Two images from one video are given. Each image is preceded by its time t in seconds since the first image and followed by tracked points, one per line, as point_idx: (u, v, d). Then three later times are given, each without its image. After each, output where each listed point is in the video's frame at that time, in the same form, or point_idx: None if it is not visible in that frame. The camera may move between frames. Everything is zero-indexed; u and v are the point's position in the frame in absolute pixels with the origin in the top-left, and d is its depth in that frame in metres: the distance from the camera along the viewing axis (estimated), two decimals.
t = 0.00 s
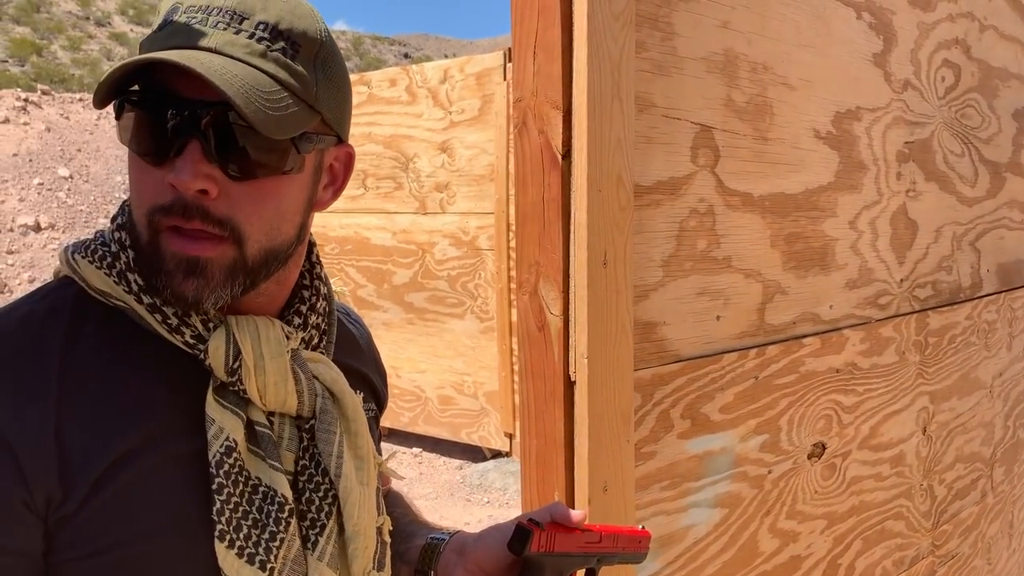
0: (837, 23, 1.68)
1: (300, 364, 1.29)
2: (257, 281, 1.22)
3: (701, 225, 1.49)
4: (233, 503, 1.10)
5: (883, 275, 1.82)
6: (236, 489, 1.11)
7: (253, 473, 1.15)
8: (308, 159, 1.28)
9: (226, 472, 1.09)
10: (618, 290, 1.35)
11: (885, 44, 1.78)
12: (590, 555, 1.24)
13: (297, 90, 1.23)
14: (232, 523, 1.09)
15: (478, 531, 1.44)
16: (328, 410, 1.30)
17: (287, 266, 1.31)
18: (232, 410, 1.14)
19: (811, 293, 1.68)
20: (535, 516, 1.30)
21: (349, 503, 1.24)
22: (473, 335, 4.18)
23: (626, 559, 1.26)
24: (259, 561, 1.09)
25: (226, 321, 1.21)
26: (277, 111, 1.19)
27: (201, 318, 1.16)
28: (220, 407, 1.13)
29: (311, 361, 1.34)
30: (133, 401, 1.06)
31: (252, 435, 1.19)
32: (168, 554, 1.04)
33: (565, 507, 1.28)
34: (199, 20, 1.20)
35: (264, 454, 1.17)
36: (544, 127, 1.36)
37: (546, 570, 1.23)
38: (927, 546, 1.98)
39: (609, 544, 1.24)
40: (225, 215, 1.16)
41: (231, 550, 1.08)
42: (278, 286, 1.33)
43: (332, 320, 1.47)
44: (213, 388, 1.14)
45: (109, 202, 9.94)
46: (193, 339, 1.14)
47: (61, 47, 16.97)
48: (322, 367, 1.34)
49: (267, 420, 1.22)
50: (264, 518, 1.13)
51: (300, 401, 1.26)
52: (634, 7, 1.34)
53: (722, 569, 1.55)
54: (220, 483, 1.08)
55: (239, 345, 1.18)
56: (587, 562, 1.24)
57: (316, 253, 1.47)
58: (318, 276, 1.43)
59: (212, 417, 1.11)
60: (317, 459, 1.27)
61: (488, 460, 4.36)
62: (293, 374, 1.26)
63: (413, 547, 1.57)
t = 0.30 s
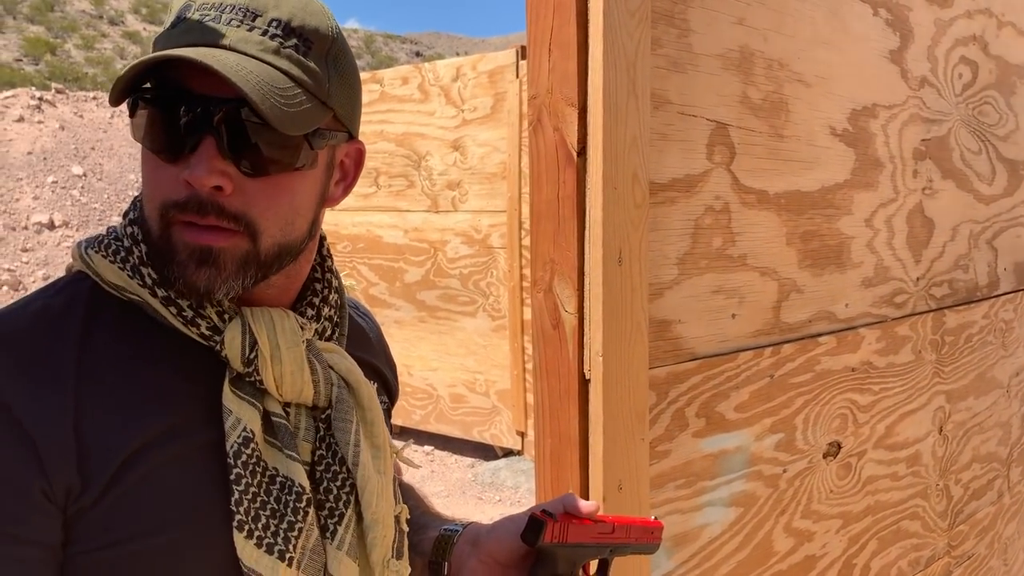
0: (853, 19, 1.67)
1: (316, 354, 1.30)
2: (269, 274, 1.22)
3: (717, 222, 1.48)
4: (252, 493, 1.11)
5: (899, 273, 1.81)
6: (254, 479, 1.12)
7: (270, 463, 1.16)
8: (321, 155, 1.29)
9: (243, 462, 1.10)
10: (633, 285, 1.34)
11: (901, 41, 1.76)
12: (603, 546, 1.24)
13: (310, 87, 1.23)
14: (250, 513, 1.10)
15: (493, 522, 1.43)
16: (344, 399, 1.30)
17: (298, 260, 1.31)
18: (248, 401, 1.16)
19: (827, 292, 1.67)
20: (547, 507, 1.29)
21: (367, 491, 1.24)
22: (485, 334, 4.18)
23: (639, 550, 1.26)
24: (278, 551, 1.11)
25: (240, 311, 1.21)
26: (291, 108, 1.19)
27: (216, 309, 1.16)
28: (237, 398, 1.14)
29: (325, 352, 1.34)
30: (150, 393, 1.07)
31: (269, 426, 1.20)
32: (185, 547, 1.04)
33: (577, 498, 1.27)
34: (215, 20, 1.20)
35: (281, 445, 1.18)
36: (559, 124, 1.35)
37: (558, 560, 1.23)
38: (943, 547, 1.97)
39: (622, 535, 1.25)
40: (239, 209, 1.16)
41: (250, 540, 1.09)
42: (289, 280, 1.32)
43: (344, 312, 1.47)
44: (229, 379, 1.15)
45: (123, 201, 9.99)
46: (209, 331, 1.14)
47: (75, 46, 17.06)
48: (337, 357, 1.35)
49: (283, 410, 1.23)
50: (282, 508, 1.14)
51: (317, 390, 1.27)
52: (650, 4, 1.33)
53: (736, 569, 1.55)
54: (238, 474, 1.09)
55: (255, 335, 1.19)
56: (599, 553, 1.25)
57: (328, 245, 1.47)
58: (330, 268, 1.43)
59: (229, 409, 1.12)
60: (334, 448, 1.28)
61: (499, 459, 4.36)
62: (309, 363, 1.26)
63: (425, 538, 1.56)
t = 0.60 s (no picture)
0: (867, 17, 1.66)
1: (334, 347, 1.31)
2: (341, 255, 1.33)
3: (730, 220, 1.47)
4: (274, 488, 1.11)
5: (912, 272, 1.80)
6: (276, 473, 1.12)
7: (290, 457, 1.17)
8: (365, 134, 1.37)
9: (266, 456, 1.11)
10: (646, 284, 1.34)
11: (915, 39, 1.75)
12: (609, 546, 1.23)
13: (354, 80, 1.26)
14: (274, 506, 1.11)
15: (501, 517, 1.43)
16: (362, 392, 1.32)
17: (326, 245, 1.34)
18: (269, 395, 1.16)
19: (839, 290, 1.66)
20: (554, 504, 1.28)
21: (385, 483, 1.26)
22: (495, 332, 4.18)
23: (646, 550, 1.24)
24: (301, 543, 1.12)
25: (258, 307, 1.22)
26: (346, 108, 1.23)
27: (236, 306, 1.17)
28: (257, 393, 1.14)
29: (343, 345, 1.36)
30: (164, 392, 1.07)
31: (287, 420, 1.20)
32: (201, 546, 1.06)
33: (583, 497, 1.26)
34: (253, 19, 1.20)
35: (300, 439, 1.19)
36: (572, 122, 1.35)
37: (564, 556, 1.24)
38: (956, 547, 1.96)
39: (629, 535, 1.23)
40: (328, 204, 1.26)
41: (274, 533, 1.10)
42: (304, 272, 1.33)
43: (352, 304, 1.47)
44: (249, 375, 1.16)
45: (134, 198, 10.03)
46: (229, 328, 1.15)
47: (87, 45, 17.14)
48: (353, 350, 1.35)
49: (300, 404, 1.23)
50: (304, 501, 1.15)
51: (335, 384, 1.28)
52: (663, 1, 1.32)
53: (748, 568, 1.54)
54: (261, 467, 1.10)
55: (275, 332, 1.20)
56: (606, 552, 1.24)
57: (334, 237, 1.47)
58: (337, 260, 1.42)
59: (251, 403, 1.13)
60: (351, 441, 1.28)
61: (509, 457, 4.36)
62: (328, 357, 1.27)
63: (432, 533, 1.56)
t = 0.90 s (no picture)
0: (883, 17, 1.65)
1: (367, 350, 1.35)
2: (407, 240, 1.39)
3: (745, 221, 1.47)
4: (316, 490, 1.12)
5: (927, 274, 1.79)
6: (318, 474, 1.13)
7: (327, 459, 1.18)
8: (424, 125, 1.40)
9: (310, 457, 1.12)
10: (662, 283, 1.33)
11: (931, 40, 1.75)
12: (624, 539, 1.22)
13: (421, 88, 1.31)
14: (317, 508, 1.11)
15: (518, 511, 1.44)
16: (394, 393, 1.36)
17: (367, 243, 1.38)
18: (306, 397, 1.17)
19: (854, 292, 1.65)
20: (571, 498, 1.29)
21: (418, 480, 1.29)
22: (505, 332, 4.18)
23: (659, 544, 1.23)
24: (343, 544, 1.13)
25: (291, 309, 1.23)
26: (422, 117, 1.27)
27: (276, 311, 1.17)
28: (297, 395, 1.15)
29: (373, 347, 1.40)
30: (197, 395, 1.07)
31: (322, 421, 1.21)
32: (235, 549, 1.05)
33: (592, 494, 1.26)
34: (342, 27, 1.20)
35: (336, 440, 1.20)
36: (587, 123, 1.34)
37: (583, 552, 1.24)
38: (970, 550, 1.96)
39: (643, 528, 1.22)
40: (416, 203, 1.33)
41: (318, 534, 1.10)
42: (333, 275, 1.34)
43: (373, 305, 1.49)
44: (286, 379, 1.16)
45: (145, 196, 10.07)
46: (269, 332, 1.15)
47: (98, 43, 17.23)
48: (383, 353, 1.40)
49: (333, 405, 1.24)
50: (344, 501, 1.16)
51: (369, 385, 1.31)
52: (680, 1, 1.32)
53: (762, 570, 1.54)
54: (305, 469, 1.10)
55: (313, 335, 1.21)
56: (622, 546, 1.23)
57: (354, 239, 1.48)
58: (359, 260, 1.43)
59: (291, 405, 1.13)
60: (383, 441, 1.31)
61: (519, 457, 4.37)
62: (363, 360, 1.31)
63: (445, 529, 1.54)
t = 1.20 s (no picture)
0: (896, 19, 1.64)
1: (377, 355, 1.34)
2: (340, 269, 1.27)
3: (757, 224, 1.46)
4: (315, 495, 1.12)
5: (939, 277, 1.78)
6: (318, 479, 1.13)
7: (332, 464, 1.18)
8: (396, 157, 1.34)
9: (309, 463, 1.12)
10: (673, 287, 1.33)
11: (945, 41, 1.74)
12: (639, 555, 1.22)
13: (397, 91, 1.28)
14: (316, 513, 1.12)
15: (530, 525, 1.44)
16: (402, 401, 1.35)
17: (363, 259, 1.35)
18: (311, 401, 1.17)
19: (867, 295, 1.65)
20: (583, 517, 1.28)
21: (425, 490, 1.29)
22: (514, 333, 4.18)
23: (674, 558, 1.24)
24: (343, 550, 1.13)
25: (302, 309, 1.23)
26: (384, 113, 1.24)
27: (284, 310, 1.18)
28: (301, 399, 1.15)
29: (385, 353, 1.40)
30: (213, 393, 1.07)
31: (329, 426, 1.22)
32: (250, 549, 1.05)
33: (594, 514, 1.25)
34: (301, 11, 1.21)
35: (341, 445, 1.20)
36: (599, 125, 1.34)
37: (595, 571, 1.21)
38: (982, 555, 1.95)
39: (658, 542, 1.23)
40: (325, 204, 1.22)
41: (316, 539, 1.10)
42: (346, 280, 1.34)
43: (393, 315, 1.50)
44: (293, 379, 1.16)
45: (155, 196, 10.11)
46: (277, 329, 1.16)
47: (109, 44, 17.31)
48: (393, 358, 1.39)
49: (342, 410, 1.24)
50: (345, 508, 1.16)
51: (377, 392, 1.31)
52: (692, 2, 1.31)
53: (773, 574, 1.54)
54: (304, 474, 1.11)
55: (320, 337, 1.21)
56: (637, 561, 1.23)
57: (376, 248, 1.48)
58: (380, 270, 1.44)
59: (294, 409, 1.13)
60: (391, 448, 1.31)
61: (528, 458, 4.36)
62: (371, 364, 1.30)
63: (461, 541, 1.56)
